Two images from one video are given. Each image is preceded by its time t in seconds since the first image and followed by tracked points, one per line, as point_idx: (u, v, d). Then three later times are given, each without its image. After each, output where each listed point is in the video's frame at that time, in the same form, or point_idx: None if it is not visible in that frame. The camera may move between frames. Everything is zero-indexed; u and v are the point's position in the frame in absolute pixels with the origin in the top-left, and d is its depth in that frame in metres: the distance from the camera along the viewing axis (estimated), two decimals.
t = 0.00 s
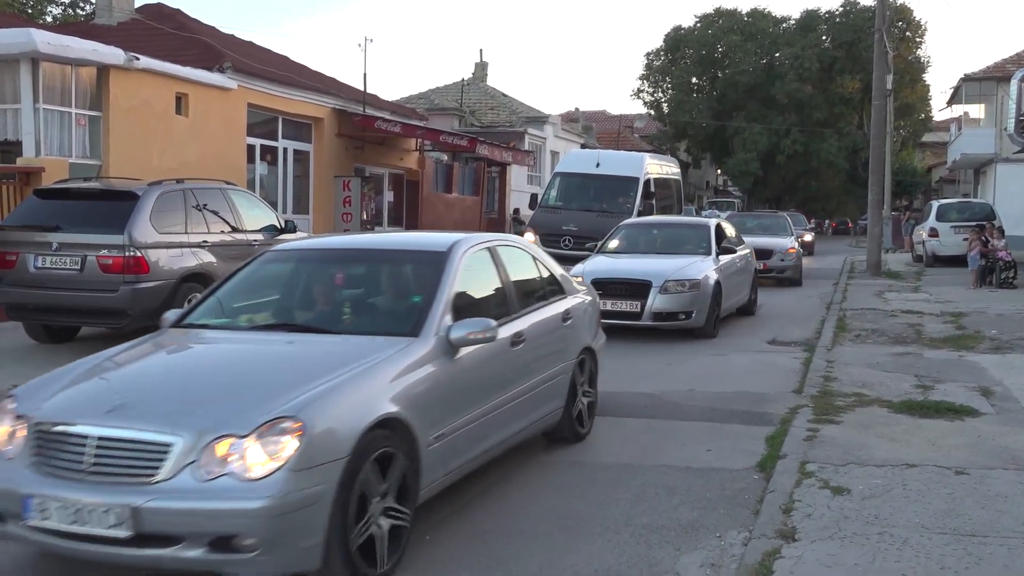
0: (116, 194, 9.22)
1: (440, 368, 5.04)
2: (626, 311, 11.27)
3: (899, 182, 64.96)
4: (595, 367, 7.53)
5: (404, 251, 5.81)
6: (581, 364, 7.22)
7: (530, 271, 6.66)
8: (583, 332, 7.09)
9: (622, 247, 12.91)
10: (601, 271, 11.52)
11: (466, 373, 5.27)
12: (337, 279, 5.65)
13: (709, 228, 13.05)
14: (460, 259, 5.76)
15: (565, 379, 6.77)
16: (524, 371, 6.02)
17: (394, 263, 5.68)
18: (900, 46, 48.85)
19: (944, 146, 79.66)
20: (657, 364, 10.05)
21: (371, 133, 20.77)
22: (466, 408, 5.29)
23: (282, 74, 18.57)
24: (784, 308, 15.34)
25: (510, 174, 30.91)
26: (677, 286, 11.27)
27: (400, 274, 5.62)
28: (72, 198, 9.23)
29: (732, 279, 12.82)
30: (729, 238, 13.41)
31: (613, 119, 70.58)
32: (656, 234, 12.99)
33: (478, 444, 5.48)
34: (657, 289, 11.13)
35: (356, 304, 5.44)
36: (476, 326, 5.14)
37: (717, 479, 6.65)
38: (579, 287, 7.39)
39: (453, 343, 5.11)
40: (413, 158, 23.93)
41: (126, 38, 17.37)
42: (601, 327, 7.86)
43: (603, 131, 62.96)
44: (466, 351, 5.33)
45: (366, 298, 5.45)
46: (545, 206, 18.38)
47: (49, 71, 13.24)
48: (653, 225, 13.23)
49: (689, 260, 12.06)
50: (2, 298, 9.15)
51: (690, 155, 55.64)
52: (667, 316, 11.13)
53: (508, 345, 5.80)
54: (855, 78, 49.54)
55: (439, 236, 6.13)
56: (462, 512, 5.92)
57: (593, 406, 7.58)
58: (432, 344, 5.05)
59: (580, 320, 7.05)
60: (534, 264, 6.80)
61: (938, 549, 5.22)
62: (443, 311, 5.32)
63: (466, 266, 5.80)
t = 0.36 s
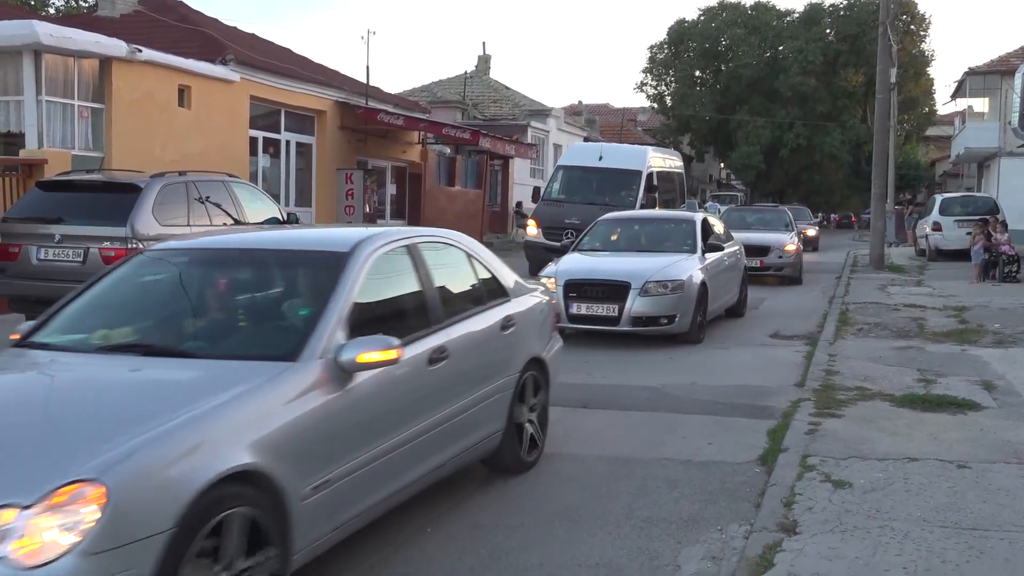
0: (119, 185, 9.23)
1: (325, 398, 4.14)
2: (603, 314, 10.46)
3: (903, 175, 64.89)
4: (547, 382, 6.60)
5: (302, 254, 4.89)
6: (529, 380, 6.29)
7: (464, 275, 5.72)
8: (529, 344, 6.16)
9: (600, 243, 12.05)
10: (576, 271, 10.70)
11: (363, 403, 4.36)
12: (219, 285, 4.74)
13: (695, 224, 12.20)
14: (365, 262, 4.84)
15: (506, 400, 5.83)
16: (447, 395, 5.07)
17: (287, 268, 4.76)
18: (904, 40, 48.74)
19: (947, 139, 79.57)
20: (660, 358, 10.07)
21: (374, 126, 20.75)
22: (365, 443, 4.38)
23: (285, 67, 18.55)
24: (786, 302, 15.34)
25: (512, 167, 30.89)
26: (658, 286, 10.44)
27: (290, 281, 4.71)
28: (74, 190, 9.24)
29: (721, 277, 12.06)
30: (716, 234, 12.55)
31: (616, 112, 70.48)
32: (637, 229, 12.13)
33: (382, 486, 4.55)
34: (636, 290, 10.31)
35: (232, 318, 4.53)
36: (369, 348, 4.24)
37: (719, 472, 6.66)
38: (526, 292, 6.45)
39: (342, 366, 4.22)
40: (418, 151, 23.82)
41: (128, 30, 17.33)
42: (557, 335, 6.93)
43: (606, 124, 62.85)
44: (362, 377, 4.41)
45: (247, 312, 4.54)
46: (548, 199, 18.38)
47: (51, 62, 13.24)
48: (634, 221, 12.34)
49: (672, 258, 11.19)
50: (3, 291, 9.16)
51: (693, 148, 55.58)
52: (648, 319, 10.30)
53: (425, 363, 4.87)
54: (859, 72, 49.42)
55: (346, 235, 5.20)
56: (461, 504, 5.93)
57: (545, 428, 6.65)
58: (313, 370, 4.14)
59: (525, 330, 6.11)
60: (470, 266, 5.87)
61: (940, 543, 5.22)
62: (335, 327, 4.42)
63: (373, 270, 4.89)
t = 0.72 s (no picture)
0: (121, 180, 9.25)
1: (123, 458, 3.12)
2: (570, 322, 9.60)
3: (905, 169, 64.86)
4: (475, 412, 5.62)
5: (131, 262, 3.84)
6: (450, 409, 5.31)
7: (356, 286, 4.67)
8: (446, 369, 5.14)
9: (572, 240, 11.08)
10: (541, 275, 9.83)
11: (186, 462, 3.34)
12: (23, 303, 3.70)
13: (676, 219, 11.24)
14: (208, 273, 3.79)
15: (415, 438, 4.82)
16: (321, 443, 4.05)
17: (109, 280, 3.72)
18: (906, 34, 48.62)
19: (949, 133, 79.40)
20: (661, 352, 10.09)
21: (376, 121, 20.74)
22: (193, 512, 3.36)
23: (287, 62, 18.55)
24: (788, 296, 15.35)
25: (514, 162, 30.91)
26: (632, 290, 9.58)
27: (109, 300, 3.65)
28: (76, 184, 9.26)
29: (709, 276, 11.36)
30: (698, 228, 11.58)
31: (619, 107, 70.51)
32: (613, 226, 11.17)
33: (227, 567, 3.53)
34: (607, 296, 9.47)
35: (34, 347, 3.50)
36: (183, 393, 3.20)
37: (721, 466, 6.66)
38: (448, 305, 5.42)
39: (149, 415, 3.18)
40: (419, 146, 23.78)
41: (129, 25, 17.32)
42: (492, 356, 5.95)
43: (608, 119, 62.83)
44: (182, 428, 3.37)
45: (51, 339, 3.51)
46: (549, 193, 18.38)
47: (53, 57, 13.24)
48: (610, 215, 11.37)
49: (647, 258, 10.24)
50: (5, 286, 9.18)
51: (696, 143, 55.57)
52: (619, 328, 9.46)
53: (284, 404, 3.84)
54: (861, 65, 49.33)
55: (199, 238, 4.14)
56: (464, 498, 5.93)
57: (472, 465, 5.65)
58: (107, 421, 3.12)
59: (441, 352, 5.09)
60: (371, 275, 4.84)
61: (942, 537, 5.22)
62: (148, 361, 3.37)
63: (220, 285, 3.84)
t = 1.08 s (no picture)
0: (121, 176, 9.26)
1: None
2: (529, 331, 8.82)
3: (906, 165, 64.81)
4: (368, 470, 4.48)
5: None
6: (330, 462, 4.18)
7: (185, 313, 3.65)
8: (317, 418, 4.04)
9: (539, 240, 10.27)
10: (498, 279, 9.04)
11: None
12: None
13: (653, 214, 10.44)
14: None
15: (270, 506, 3.77)
16: (101, 531, 3.01)
17: None
18: (908, 30, 48.53)
19: (950, 129, 79.30)
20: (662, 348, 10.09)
21: (376, 117, 20.72)
22: None
23: (288, 58, 18.54)
24: (788, 292, 15.36)
25: (515, 157, 30.93)
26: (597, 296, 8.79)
27: None
28: (76, 180, 9.26)
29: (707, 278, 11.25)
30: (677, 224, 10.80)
31: (619, 102, 70.49)
32: (583, 223, 10.38)
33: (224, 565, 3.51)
34: (569, 302, 8.70)
35: None
36: None
37: (722, 462, 6.65)
38: (326, 332, 4.30)
39: None
40: (419, 142, 23.79)
41: (129, 22, 17.30)
42: (399, 389, 4.84)
43: (609, 114, 62.81)
44: None
45: None
46: (550, 189, 18.37)
47: (53, 53, 13.23)
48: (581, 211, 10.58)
49: (617, 259, 9.48)
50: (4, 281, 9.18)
51: (696, 139, 55.55)
52: (582, 338, 8.68)
53: (35, 484, 2.81)
54: (862, 61, 49.22)
55: None
56: (465, 494, 5.94)
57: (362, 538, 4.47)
58: None
59: (308, 397, 4.00)
60: (211, 297, 3.80)
61: (943, 532, 5.22)
62: None
63: None
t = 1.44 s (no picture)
0: (122, 173, 9.27)
1: None
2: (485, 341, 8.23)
3: (908, 162, 64.82)
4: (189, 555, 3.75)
5: None
6: (126, 555, 3.47)
7: None
8: (91, 499, 3.32)
9: (506, 242, 9.81)
10: (453, 284, 8.46)
11: None
12: None
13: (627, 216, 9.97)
14: None
15: None
16: None
17: None
18: (909, 27, 48.50)
19: (953, 126, 79.32)
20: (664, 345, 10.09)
21: (377, 113, 20.69)
22: None
23: (289, 55, 18.54)
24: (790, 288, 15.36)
25: (516, 154, 30.94)
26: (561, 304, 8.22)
27: None
28: (77, 177, 9.28)
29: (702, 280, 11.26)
30: (655, 225, 10.33)
31: (621, 99, 70.54)
32: (553, 224, 9.89)
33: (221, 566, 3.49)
34: (531, 310, 8.11)
35: None
36: None
37: (723, 459, 6.65)
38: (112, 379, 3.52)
39: None
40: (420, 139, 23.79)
41: (131, 19, 17.30)
42: (240, 443, 4.12)
43: (611, 111, 62.84)
44: None
45: None
46: (551, 186, 18.35)
47: (55, 51, 13.24)
48: (552, 212, 10.11)
49: (587, 262, 8.95)
50: (6, 278, 9.21)
51: (698, 136, 55.60)
52: (543, 350, 8.10)
53: None
54: (864, 57, 49.17)
55: None
56: (467, 491, 5.94)
57: None
58: None
59: (73, 474, 3.27)
60: None
61: (944, 529, 5.22)
62: None
63: None
